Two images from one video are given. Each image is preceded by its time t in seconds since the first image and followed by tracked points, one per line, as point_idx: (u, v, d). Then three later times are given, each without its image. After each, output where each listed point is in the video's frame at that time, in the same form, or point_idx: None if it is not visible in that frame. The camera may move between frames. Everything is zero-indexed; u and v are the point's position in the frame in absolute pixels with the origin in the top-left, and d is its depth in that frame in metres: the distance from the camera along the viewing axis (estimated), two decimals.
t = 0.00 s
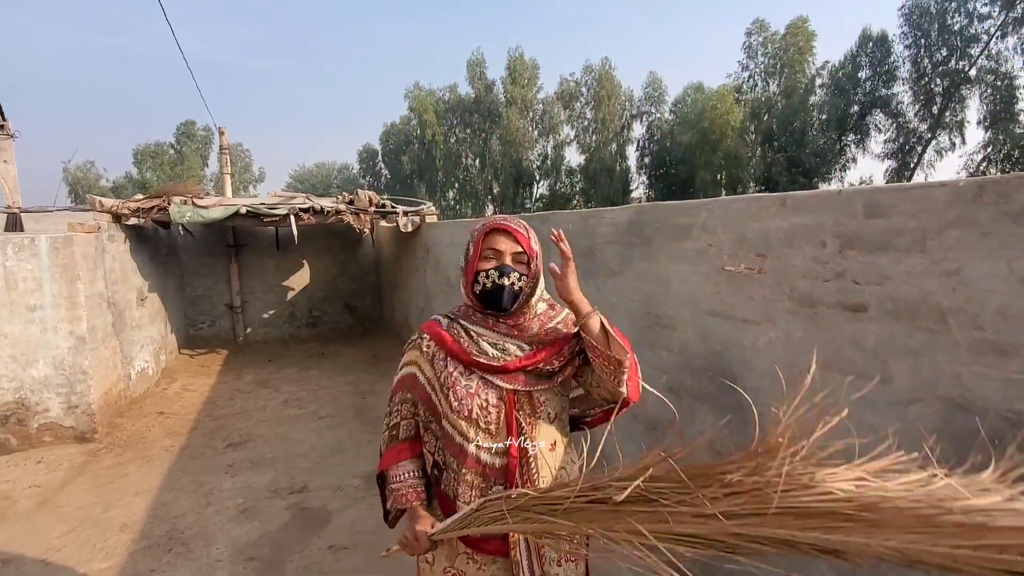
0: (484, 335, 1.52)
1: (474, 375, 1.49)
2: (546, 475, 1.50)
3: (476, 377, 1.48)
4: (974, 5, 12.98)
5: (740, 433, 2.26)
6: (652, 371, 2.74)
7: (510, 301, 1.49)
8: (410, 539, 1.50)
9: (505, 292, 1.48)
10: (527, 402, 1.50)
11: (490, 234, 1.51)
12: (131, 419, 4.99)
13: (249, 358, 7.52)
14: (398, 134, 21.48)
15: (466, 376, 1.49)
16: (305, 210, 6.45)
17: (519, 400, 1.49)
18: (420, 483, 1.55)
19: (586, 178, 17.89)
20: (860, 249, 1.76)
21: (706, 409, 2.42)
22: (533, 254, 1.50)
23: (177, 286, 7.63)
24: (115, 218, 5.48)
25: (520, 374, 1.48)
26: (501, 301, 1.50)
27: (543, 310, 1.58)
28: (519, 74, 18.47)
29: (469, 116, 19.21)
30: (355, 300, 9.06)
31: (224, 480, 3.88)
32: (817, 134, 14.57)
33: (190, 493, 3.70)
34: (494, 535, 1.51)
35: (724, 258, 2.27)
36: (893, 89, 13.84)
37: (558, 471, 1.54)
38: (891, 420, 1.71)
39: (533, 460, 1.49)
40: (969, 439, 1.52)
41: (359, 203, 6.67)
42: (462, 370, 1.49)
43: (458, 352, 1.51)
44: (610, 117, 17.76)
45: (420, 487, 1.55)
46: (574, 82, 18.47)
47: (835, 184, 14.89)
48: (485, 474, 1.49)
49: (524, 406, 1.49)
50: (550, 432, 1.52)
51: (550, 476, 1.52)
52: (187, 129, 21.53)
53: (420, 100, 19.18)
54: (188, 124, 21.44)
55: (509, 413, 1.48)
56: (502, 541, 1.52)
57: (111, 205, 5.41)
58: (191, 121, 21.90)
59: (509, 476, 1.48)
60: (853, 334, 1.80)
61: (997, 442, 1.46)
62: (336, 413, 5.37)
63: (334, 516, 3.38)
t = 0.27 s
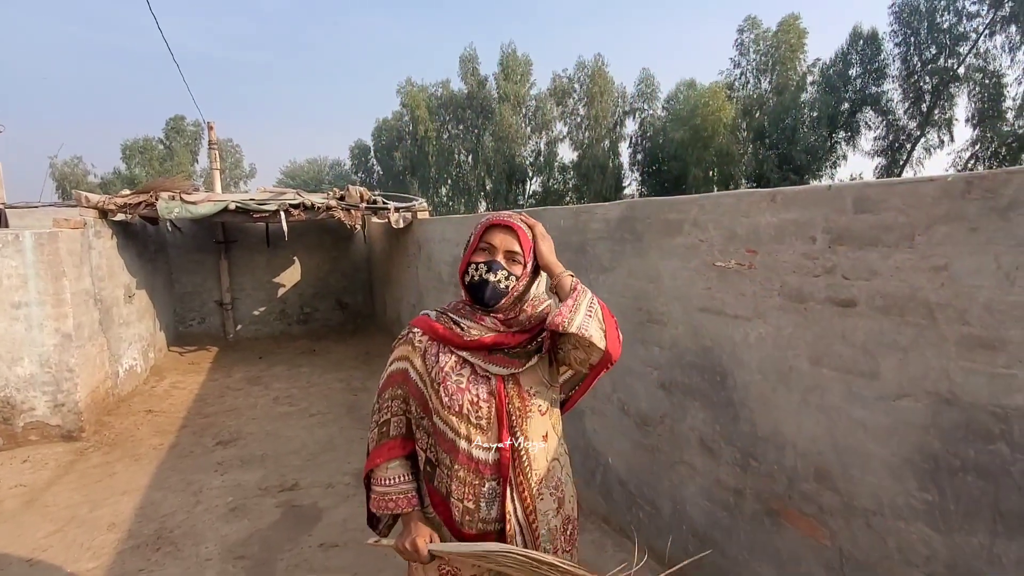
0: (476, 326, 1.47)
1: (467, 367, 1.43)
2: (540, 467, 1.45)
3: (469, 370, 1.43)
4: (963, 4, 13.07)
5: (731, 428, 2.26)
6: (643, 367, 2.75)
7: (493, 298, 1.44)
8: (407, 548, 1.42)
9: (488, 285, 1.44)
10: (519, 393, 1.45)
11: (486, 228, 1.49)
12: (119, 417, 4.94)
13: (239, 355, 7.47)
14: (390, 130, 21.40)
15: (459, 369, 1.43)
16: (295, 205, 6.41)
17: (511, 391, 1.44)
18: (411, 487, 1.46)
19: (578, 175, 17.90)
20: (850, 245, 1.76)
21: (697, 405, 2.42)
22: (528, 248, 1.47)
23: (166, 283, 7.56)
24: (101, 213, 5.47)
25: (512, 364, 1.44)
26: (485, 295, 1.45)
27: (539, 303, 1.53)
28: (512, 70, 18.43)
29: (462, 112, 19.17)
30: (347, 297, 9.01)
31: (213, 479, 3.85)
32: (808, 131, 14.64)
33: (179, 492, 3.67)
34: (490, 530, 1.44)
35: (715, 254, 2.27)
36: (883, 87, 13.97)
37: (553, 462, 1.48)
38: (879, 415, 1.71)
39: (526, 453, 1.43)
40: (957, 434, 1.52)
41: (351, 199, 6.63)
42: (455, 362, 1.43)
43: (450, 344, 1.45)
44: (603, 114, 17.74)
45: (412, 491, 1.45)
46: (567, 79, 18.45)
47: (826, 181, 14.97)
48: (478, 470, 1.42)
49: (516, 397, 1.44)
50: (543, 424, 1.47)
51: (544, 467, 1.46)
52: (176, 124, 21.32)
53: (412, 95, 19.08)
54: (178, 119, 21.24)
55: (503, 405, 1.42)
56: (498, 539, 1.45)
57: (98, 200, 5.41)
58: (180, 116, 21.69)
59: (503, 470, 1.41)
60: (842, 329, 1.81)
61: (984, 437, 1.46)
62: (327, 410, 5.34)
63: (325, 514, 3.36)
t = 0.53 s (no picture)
0: (468, 320, 1.47)
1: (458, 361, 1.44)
2: (529, 465, 1.44)
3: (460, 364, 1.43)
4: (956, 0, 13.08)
5: (725, 423, 2.26)
6: (638, 364, 2.75)
7: (481, 287, 1.42)
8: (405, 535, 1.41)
9: (476, 274, 1.42)
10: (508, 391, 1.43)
11: (478, 220, 1.48)
12: (111, 415, 4.91)
13: (233, 352, 7.43)
14: (386, 126, 21.35)
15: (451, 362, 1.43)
16: (288, 202, 6.37)
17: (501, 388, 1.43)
18: (405, 475, 1.45)
19: (574, 172, 17.89)
20: (844, 240, 1.76)
21: (692, 400, 2.42)
22: (520, 240, 1.45)
23: (159, 280, 7.51)
24: (92, 209, 5.35)
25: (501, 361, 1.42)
26: (475, 285, 1.42)
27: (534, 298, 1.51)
28: (507, 66, 18.38)
29: (457, 108, 19.11)
30: (341, 294, 8.99)
31: (207, 476, 3.84)
32: (803, 128, 14.66)
33: (172, 490, 3.66)
34: (478, 526, 1.43)
35: (710, 250, 2.27)
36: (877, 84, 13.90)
37: (542, 460, 1.47)
38: (873, 410, 1.72)
39: (514, 452, 1.42)
40: (950, 428, 1.53)
41: (345, 195, 6.59)
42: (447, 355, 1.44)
43: (443, 338, 1.45)
44: (598, 110, 17.69)
45: (405, 479, 1.45)
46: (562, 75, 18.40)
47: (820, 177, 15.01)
48: (467, 466, 1.41)
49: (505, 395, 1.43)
50: (532, 422, 1.46)
51: (533, 466, 1.45)
52: (169, 120, 21.18)
53: (407, 91, 18.99)
54: (170, 115, 21.10)
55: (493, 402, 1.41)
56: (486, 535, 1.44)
57: (88, 196, 5.29)
58: (173, 112, 21.56)
59: (490, 467, 1.40)
60: (837, 325, 1.81)
61: (977, 431, 1.47)
62: (322, 407, 5.33)
63: (320, 511, 3.35)
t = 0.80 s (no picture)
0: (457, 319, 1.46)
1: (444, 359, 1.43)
2: (512, 469, 1.41)
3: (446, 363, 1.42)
4: None
5: (722, 420, 2.26)
6: (635, 360, 2.75)
7: (468, 285, 1.41)
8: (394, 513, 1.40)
9: (462, 272, 1.41)
10: (492, 394, 1.40)
11: (463, 217, 1.47)
12: (106, 413, 4.89)
13: (229, 350, 7.41)
14: (382, 122, 21.29)
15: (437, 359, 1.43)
16: (284, 198, 6.34)
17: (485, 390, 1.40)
18: (400, 461, 1.47)
19: (570, 168, 17.88)
20: (841, 237, 1.76)
21: (689, 397, 2.42)
22: (502, 236, 1.42)
23: (153, 277, 7.47)
24: (85, 206, 5.35)
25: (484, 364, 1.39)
26: (460, 282, 1.42)
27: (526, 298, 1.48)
28: (504, 62, 18.33)
29: (453, 104, 19.06)
30: (338, 291, 8.96)
31: (202, 474, 3.82)
32: (799, 125, 14.66)
33: (168, 488, 3.64)
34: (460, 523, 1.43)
35: (707, 247, 2.27)
36: (873, 81, 13.91)
37: (530, 466, 1.44)
38: (870, 406, 1.72)
39: (495, 455, 1.40)
40: (946, 424, 1.53)
41: (340, 192, 6.55)
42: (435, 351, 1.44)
43: (433, 334, 1.46)
44: (595, 107, 17.66)
45: (400, 465, 1.48)
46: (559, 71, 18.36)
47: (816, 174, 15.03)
48: (450, 463, 1.41)
49: (488, 397, 1.40)
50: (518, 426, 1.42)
51: (519, 469, 1.42)
52: (163, 116, 21.06)
53: (403, 87, 18.92)
54: (165, 110, 20.98)
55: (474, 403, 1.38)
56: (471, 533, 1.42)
57: (81, 193, 5.29)
58: (168, 108, 21.45)
59: (471, 467, 1.39)
60: (834, 321, 1.81)
61: (972, 427, 1.47)
62: (318, 404, 5.31)
63: (316, 508, 3.34)
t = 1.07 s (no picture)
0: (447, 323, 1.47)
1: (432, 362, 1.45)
2: (497, 469, 1.45)
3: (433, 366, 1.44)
4: None
5: (721, 417, 2.26)
6: (634, 358, 2.74)
7: (462, 286, 1.40)
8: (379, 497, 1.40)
9: (455, 275, 1.40)
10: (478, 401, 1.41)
11: (452, 218, 1.45)
12: (104, 412, 4.87)
13: (227, 348, 7.39)
14: (380, 119, 21.25)
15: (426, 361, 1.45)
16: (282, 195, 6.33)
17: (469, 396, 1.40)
18: (391, 451, 1.52)
19: (569, 166, 17.86)
20: (842, 234, 1.75)
21: (688, 394, 2.42)
22: (494, 236, 1.42)
23: (151, 275, 7.45)
24: (81, 204, 5.35)
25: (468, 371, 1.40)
26: (454, 284, 1.41)
27: (519, 303, 1.47)
28: (502, 59, 18.29)
29: (452, 101, 19.02)
30: (336, 288, 8.95)
31: (201, 473, 3.81)
32: (798, 122, 14.63)
33: (166, 486, 3.63)
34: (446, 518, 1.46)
35: (707, 244, 2.26)
36: (872, 78, 13.92)
37: (517, 468, 1.46)
38: (869, 403, 1.71)
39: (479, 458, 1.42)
40: (945, 421, 1.53)
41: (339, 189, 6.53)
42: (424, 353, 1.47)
43: (424, 336, 1.48)
44: (594, 104, 17.63)
45: (391, 455, 1.51)
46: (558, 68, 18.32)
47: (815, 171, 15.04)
48: (438, 461, 1.45)
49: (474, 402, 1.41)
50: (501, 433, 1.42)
51: (506, 472, 1.46)
52: (160, 113, 20.99)
53: (401, 84, 18.87)
54: (162, 108, 20.92)
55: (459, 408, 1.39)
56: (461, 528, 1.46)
57: (78, 190, 5.28)
58: (165, 106, 21.39)
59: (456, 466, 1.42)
60: (834, 318, 1.80)
61: (972, 424, 1.47)
62: (317, 402, 5.31)
63: (315, 506, 3.34)
